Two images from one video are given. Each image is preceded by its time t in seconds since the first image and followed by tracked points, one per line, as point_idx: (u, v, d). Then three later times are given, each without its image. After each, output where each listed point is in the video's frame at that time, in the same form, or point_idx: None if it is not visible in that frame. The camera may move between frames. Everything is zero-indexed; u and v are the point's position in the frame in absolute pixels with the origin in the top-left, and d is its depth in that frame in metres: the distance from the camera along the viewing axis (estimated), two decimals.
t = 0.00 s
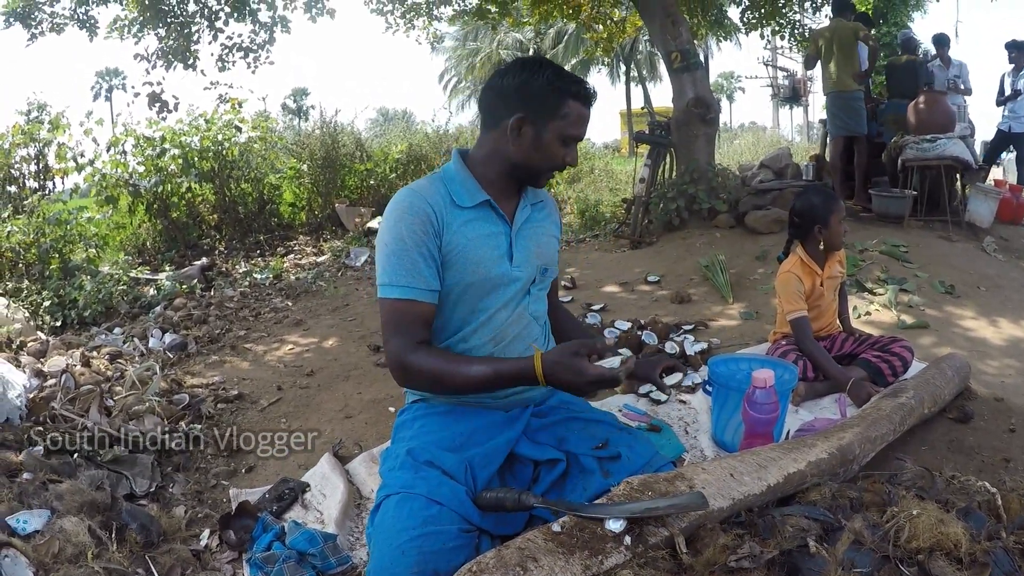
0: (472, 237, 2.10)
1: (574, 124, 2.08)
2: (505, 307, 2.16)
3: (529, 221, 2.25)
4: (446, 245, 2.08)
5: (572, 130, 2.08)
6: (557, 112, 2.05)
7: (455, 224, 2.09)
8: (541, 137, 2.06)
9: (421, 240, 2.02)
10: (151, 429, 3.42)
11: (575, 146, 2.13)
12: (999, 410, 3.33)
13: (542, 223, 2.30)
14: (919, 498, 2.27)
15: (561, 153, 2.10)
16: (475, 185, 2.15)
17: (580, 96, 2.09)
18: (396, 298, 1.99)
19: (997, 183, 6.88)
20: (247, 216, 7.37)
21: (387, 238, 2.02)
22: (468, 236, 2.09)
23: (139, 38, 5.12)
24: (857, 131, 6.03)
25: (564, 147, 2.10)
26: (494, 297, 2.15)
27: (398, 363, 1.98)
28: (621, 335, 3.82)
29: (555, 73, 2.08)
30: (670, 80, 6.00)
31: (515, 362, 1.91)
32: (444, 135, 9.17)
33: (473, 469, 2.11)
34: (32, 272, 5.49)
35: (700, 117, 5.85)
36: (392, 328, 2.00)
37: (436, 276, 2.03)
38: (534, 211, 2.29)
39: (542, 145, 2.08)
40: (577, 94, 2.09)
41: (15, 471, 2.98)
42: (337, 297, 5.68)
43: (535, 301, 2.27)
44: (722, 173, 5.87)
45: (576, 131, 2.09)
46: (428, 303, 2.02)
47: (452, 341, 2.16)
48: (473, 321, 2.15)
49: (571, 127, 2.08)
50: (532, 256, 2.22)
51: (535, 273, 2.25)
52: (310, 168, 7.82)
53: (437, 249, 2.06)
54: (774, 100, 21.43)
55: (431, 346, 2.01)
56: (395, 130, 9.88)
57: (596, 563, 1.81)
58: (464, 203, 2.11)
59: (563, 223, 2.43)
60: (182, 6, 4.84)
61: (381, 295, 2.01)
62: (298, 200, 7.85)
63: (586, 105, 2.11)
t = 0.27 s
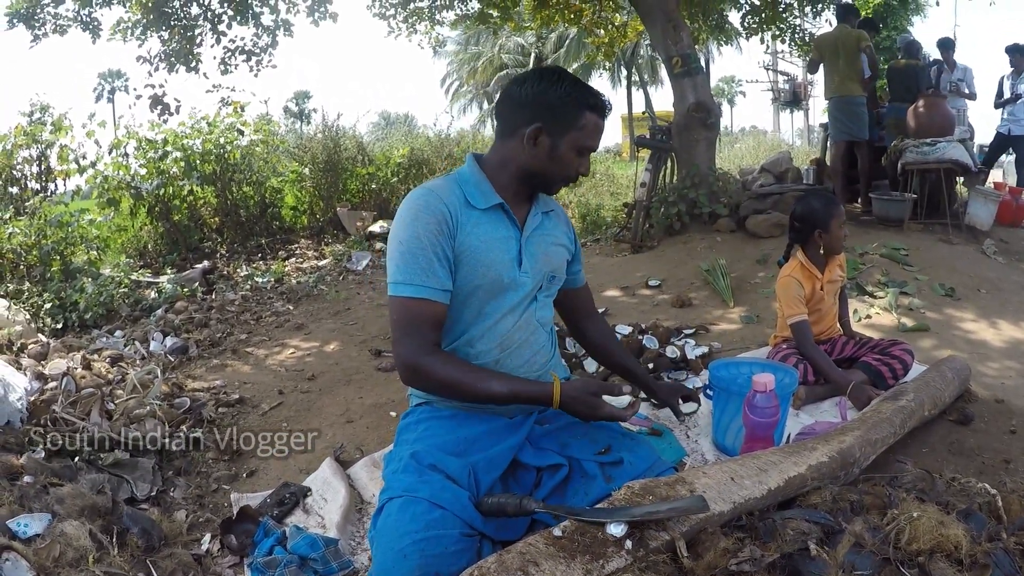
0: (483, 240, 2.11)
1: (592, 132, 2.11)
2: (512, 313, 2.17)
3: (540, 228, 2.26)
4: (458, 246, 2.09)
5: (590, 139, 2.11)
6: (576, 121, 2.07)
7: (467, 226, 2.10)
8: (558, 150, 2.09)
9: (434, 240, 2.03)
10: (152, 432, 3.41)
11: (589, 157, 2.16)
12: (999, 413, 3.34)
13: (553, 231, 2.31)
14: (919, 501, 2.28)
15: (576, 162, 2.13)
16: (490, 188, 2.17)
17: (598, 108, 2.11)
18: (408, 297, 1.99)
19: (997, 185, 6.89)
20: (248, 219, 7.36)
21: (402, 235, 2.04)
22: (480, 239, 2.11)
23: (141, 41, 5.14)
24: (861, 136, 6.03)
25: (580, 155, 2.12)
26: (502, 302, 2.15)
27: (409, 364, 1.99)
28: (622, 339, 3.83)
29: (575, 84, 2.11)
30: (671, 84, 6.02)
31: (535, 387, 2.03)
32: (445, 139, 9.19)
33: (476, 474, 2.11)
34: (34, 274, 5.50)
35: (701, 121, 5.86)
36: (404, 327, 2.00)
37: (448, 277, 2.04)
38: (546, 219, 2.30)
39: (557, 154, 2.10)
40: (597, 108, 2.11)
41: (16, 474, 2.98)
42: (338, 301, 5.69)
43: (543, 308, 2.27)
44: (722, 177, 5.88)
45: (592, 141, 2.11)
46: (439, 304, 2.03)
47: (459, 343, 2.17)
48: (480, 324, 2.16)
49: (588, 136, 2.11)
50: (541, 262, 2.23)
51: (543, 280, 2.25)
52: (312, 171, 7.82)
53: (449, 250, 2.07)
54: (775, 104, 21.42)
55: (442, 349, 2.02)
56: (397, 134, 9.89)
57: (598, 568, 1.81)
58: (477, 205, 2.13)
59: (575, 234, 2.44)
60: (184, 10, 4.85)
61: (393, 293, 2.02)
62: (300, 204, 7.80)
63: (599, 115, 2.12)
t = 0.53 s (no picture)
0: (493, 241, 2.12)
1: (570, 120, 2.10)
2: (516, 316, 2.17)
3: (547, 235, 2.28)
4: (466, 246, 2.10)
5: (565, 125, 2.09)
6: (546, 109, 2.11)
7: (476, 227, 2.12)
8: (538, 145, 2.13)
9: (446, 237, 2.05)
10: (155, 438, 3.42)
11: (578, 151, 2.15)
12: (999, 415, 3.34)
13: (560, 239, 2.32)
14: (920, 504, 2.28)
15: (558, 152, 2.12)
16: (499, 192, 2.20)
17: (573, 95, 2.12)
18: (420, 293, 1.99)
19: (997, 188, 6.90)
20: (248, 224, 7.36)
21: (413, 231, 2.05)
22: (488, 239, 2.12)
23: (141, 47, 5.16)
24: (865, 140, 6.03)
25: (557, 145, 2.12)
26: (507, 305, 2.15)
27: (418, 360, 1.98)
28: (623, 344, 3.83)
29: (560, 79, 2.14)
30: (671, 88, 6.03)
31: (543, 389, 2.06)
32: (445, 144, 9.21)
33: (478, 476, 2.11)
34: (34, 280, 5.50)
35: (700, 125, 5.87)
36: (413, 324, 1.99)
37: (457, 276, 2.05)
38: (553, 226, 2.32)
39: (541, 148, 2.12)
40: (574, 96, 2.13)
41: (18, 480, 2.98)
42: (338, 306, 5.69)
43: (547, 314, 2.27)
44: (722, 180, 5.89)
45: (572, 127, 2.11)
46: (450, 302, 2.03)
47: (463, 344, 2.16)
48: (485, 326, 2.15)
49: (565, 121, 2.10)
50: (547, 268, 2.24)
51: (548, 286, 2.26)
52: (312, 176, 7.84)
53: (459, 248, 2.08)
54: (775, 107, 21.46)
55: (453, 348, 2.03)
56: (396, 138, 9.91)
57: (599, 572, 1.81)
58: (487, 207, 2.15)
59: (581, 245, 2.46)
60: (184, 16, 4.86)
61: (403, 288, 2.02)
62: (301, 209, 7.88)
63: (572, 102, 2.11)
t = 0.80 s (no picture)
0: (502, 240, 2.13)
1: (521, 105, 2.18)
2: (525, 316, 2.17)
3: (552, 236, 2.29)
4: (478, 245, 2.11)
5: (514, 111, 2.17)
6: (503, 103, 2.24)
7: (486, 226, 2.13)
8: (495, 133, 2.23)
9: (460, 235, 2.05)
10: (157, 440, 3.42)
11: (537, 134, 2.19)
12: (1000, 420, 3.33)
13: (564, 241, 2.34)
14: (921, 509, 2.28)
15: (514, 137, 2.20)
16: (504, 193, 2.21)
17: (522, 82, 2.20)
18: (439, 290, 1.98)
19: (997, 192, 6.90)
20: (249, 227, 7.37)
21: (428, 229, 2.04)
22: (499, 239, 2.13)
23: (142, 50, 5.17)
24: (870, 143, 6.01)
25: (514, 131, 2.20)
26: (517, 305, 2.16)
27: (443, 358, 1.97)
28: (624, 348, 3.83)
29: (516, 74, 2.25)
30: (672, 92, 6.03)
31: (563, 389, 2.14)
32: (446, 147, 9.21)
33: (480, 478, 2.11)
34: (35, 283, 5.50)
35: (702, 128, 5.87)
36: (434, 321, 1.98)
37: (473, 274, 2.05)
38: (557, 228, 2.34)
39: (500, 139, 2.22)
40: (526, 84, 2.21)
41: (19, 482, 2.98)
42: (339, 309, 5.69)
43: (552, 315, 2.28)
44: (723, 184, 5.89)
45: (522, 111, 2.18)
46: (467, 300, 2.03)
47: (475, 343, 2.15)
48: (496, 325, 2.15)
49: (515, 108, 2.19)
50: (552, 268, 2.25)
51: (554, 287, 2.26)
52: (313, 179, 7.85)
53: (471, 247, 2.09)
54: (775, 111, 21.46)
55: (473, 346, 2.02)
56: (397, 141, 9.91)
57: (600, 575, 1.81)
58: (495, 207, 2.17)
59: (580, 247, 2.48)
60: (185, 18, 4.88)
61: (421, 285, 2.00)
62: (301, 211, 7.89)
63: (520, 89, 2.19)
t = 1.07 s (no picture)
0: (497, 240, 2.14)
1: (502, 104, 2.19)
2: (524, 315, 2.18)
3: (545, 234, 2.31)
4: (476, 246, 2.10)
5: (497, 110, 2.18)
6: (483, 106, 2.25)
7: (481, 226, 2.13)
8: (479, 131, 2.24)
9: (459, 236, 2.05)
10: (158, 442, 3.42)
11: (522, 130, 2.20)
12: (1002, 422, 3.33)
13: (556, 239, 2.36)
14: (923, 511, 2.27)
15: (499, 136, 2.21)
16: (494, 194, 2.22)
17: (501, 81, 2.21)
18: (446, 290, 1.96)
19: (999, 194, 6.90)
20: (250, 229, 7.38)
21: (428, 233, 2.03)
22: (494, 239, 2.13)
23: (143, 52, 5.18)
24: (871, 145, 6.01)
25: (498, 131, 2.21)
26: (518, 304, 2.16)
27: (459, 359, 1.94)
28: (625, 349, 3.82)
29: (492, 73, 2.26)
30: (673, 93, 6.04)
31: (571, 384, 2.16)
32: (447, 149, 9.22)
33: (481, 480, 2.11)
34: (36, 285, 5.51)
35: (703, 130, 5.88)
36: (443, 324, 1.95)
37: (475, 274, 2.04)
38: (547, 226, 2.36)
39: (485, 141, 2.23)
40: (504, 82, 2.21)
41: (20, 484, 2.97)
42: (340, 311, 5.69)
43: (549, 313, 2.29)
44: (724, 186, 5.89)
45: (504, 109, 2.19)
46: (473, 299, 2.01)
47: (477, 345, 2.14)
48: (496, 326, 2.15)
49: (496, 107, 2.20)
50: (546, 268, 2.25)
51: (548, 286, 2.27)
52: (314, 181, 7.86)
53: (470, 247, 2.08)
54: (777, 113, 21.45)
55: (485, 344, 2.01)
56: (398, 143, 9.91)
57: None
58: (488, 208, 2.17)
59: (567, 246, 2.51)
60: (186, 21, 4.89)
61: (426, 289, 1.98)
62: (302, 213, 7.85)
63: (500, 87, 2.20)
